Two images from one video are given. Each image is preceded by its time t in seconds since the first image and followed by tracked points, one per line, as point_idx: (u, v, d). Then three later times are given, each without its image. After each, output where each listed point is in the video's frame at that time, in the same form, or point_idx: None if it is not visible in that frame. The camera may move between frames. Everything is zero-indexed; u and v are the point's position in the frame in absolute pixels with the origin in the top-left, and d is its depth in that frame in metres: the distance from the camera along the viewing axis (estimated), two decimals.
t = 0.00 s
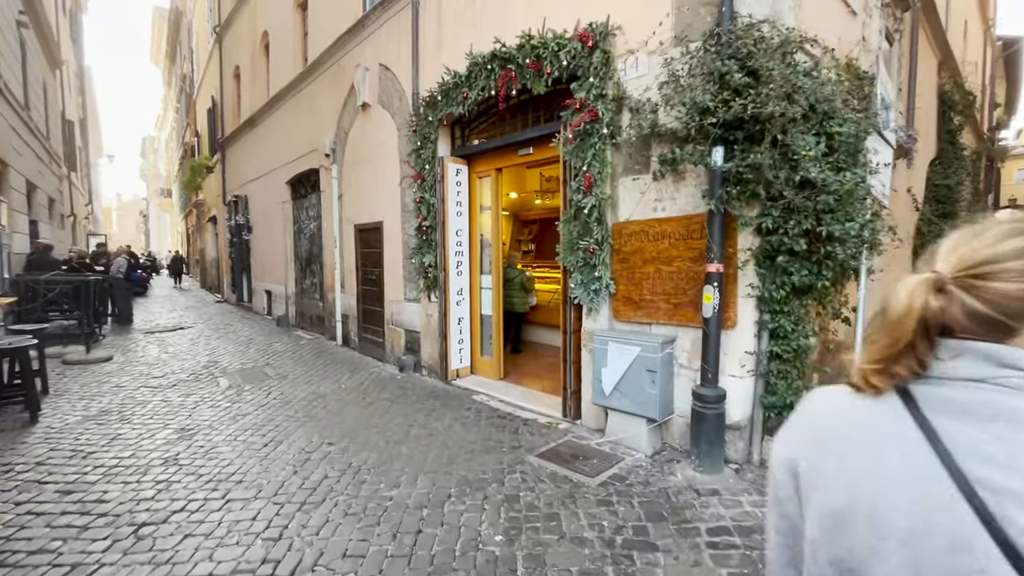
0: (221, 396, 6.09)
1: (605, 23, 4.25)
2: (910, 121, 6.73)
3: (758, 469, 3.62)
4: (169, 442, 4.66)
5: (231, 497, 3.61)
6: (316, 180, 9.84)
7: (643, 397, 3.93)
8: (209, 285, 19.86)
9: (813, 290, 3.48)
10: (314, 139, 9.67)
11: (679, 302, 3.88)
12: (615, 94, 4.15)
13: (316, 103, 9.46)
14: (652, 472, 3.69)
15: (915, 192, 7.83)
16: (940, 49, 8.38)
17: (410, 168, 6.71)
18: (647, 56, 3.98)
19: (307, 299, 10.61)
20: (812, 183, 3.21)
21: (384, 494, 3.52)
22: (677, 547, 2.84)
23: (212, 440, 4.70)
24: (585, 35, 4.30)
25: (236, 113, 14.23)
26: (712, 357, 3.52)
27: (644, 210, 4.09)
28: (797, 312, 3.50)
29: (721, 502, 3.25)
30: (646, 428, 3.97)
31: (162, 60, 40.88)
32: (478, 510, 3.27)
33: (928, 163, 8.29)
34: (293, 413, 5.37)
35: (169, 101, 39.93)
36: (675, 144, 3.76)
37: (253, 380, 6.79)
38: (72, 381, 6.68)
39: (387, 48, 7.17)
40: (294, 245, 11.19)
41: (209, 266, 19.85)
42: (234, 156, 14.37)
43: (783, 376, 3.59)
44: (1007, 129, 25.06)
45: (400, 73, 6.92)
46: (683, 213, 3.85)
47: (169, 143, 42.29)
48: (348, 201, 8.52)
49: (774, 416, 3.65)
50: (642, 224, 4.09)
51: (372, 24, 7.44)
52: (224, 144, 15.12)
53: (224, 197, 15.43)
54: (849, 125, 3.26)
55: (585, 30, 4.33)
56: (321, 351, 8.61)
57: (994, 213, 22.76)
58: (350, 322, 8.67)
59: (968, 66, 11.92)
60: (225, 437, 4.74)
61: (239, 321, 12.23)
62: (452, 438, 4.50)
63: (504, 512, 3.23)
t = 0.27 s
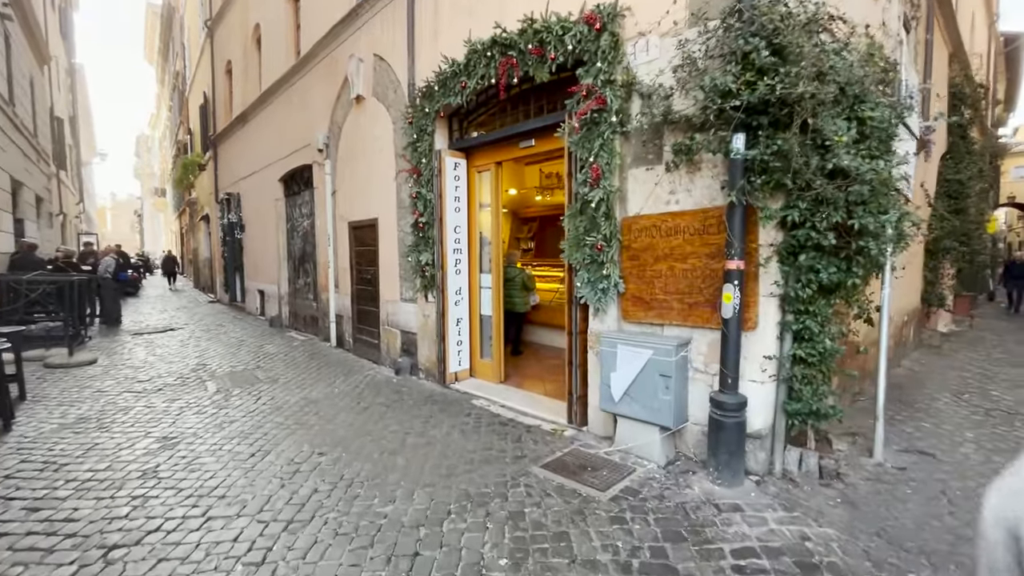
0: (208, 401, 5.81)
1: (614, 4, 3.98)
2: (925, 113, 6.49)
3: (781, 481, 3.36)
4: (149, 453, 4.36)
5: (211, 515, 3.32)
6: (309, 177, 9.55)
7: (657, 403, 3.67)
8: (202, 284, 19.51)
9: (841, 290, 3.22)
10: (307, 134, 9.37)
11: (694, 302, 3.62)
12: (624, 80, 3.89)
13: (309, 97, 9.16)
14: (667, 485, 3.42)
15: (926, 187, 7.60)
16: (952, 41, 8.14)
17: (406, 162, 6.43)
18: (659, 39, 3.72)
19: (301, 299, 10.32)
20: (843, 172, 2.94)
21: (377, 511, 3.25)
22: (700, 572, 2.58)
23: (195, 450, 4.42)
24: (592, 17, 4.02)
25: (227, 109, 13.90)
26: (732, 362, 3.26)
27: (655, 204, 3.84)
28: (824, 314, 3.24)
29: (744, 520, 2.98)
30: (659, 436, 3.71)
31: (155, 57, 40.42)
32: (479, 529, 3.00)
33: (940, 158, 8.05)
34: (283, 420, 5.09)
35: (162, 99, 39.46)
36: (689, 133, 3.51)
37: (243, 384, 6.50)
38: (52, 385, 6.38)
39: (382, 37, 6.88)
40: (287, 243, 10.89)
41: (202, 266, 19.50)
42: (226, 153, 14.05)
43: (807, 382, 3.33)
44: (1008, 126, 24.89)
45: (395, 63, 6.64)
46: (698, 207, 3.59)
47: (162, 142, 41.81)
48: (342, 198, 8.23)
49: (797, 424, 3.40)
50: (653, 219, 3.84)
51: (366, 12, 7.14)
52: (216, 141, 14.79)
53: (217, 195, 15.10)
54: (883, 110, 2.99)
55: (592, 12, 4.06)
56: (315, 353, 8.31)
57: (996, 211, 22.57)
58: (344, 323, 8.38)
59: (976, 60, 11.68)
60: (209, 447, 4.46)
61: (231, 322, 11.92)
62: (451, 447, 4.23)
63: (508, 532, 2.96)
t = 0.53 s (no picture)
0: (193, 409, 5.49)
1: None
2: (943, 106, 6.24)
3: (813, 498, 3.10)
4: (126, 468, 4.04)
5: (190, 541, 3.01)
6: (302, 173, 9.22)
7: (676, 413, 3.40)
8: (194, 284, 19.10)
9: (878, 292, 2.96)
10: (299, 128, 9.03)
11: (716, 303, 3.35)
12: (639, 64, 3.61)
13: (301, 89, 8.82)
14: (689, 503, 3.15)
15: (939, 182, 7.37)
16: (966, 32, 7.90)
17: (403, 156, 6.12)
18: (678, 19, 3.44)
19: (293, 300, 9.99)
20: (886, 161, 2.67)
21: (374, 535, 2.96)
22: None
23: (177, 463, 4.10)
24: None
25: (217, 103, 13.52)
26: (761, 369, 2.99)
27: (673, 199, 3.58)
28: (858, 319, 2.99)
29: (777, 543, 2.72)
30: (679, 448, 3.45)
31: (146, 53, 39.77)
32: (487, 555, 2.72)
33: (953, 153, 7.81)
34: (273, 430, 4.78)
35: (153, 95, 38.82)
36: (711, 121, 3.25)
37: (231, 390, 6.18)
38: (29, 392, 6.04)
39: (377, 25, 6.56)
40: (279, 242, 10.55)
41: (193, 265, 19.09)
42: (217, 149, 13.68)
43: (840, 391, 3.07)
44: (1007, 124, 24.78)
45: (390, 52, 6.32)
46: (721, 201, 3.32)
47: (154, 139, 41.20)
48: (336, 194, 7.92)
49: (828, 437, 3.14)
50: (670, 215, 3.58)
51: None
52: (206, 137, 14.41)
53: (207, 192, 14.72)
54: (931, 93, 2.71)
55: None
56: (308, 356, 8.00)
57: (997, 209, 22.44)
58: (338, 325, 8.07)
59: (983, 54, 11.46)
60: (192, 460, 4.14)
61: (222, 323, 11.57)
62: (452, 460, 3.95)
63: (518, 559, 2.68)
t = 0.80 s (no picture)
0: (179, 417, 5.19)
1: None
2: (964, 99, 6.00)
3: (850, 519, 2.83)
4: (102, 484, 3.74)
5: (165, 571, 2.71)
6: (295, 169, 8.91)
7: (698, 426, 3.13)
8: (187, 284, 18.75)
9: (926, 292, 2.68)
10: (292, 123, 8.73)
11: (744, 306, 3.08)
12: (657, 47, 3.33)
13: (294, 82, 8.51)
14: (715, 524, 2.88)
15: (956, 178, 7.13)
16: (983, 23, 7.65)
17: (400, 150, 5.83)
18: None
19: (287, 300, 9.69)
20: (938, 148, 2.39)
21: (370, 564, 2.68)
22: None
23: (157, 479, 3.80)
24: None
25: (209, 98, 13.18)
26: (795, 379, 2.72)
27: (694, 193, 3.32)
28: (904, 322, 2.70)
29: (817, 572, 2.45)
30: (701, 463, 3.18)
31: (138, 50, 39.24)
32: None
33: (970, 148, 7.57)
34: (263, 440, 4.49)
35: (146, 92, 38.33)
36: (737, 107, 2.98)
37: (220, 396, 5.88)
38: (7, 399, 5.73)
39: (373, 13, 6.26)
40: (273, 241, 10.25)
41: (186, 264, 18.74)
42: (209, 145, 13.35)
43: (881, 401, 2.79)
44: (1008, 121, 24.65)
45: (387, 41, 6.03)
46: (748, 195, 3.06)
47: (147, 137, 40.79)
48: (330, 191, 7.62)
49: (866, 452, 2.87)
50: (691, 210, 3.32)
51: None
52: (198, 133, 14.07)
53: (200, 189, 14.40)
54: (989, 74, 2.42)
55: None
56: (302, 359, 7.71)
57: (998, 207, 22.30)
58: (333, 327, 7.78)
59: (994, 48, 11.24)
60: (173, 476, 3.84)
61: (215, 324, 11.26)
62: (454, 475, 3.67)
63: None
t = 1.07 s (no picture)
0: (157, 429, 4.87)
1: None
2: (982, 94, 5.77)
3: (891, 548, 2.57)
4: (66, 507, 3.42)
5: None
6: (286, 168, 8.60)
7: (719, 444, 2.85)
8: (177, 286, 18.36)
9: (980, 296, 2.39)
10: (283, 120, 8.42)
11: (769, 311, 2.82)
12: (672, 29, 3.07)
13: (285, 78, 8.22)
14: (741, 554, 2.60)
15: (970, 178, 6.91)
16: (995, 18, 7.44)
17: (394, 146, 5.55)
18: None
19: (278, 303, 9.37)
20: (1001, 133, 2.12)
21: None
22: None
23: (127, 501, 3.49)
24: None
25: (199, 96, 12.86)
26: (831, 394, 2.44)
27: (712, 188, 3.05)
28: (953, 329, 2.44)
29: None
30: (722, 484, 2.90)
31: (130, 50, 38.78)
32: None
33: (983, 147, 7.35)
34: (245, 455, 4.18)
35: (139, 92, 37.87)
36: (762, 94, 2.75)
37: (202, 406, 5.56)
38: None
39: (365, 3, 5.98)
40: (263, 242, 9.93)
41: (176, 266, 18.36)
42: (199, 144, 13.01)
43: (926, 417, 2.53)
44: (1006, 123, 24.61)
45: (380, 32, 5.75)
46: (774, 190, 2.79)
47: (139, 137, 40.30)
48: (322, 190, 7.32)
49: (908, 473, 2.60)
50: (710, 206, 3.05)
51: None
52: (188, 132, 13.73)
53: (189, 190, 14.05)
54: None
55: None
56: (292, 365, 7.40)
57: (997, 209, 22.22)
58: (325, 331, 7.47)
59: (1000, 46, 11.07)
60: (145, 497, 3.53)
61: (203, 328, 10.92)
62: (452, 495, 3.38)
63: None
